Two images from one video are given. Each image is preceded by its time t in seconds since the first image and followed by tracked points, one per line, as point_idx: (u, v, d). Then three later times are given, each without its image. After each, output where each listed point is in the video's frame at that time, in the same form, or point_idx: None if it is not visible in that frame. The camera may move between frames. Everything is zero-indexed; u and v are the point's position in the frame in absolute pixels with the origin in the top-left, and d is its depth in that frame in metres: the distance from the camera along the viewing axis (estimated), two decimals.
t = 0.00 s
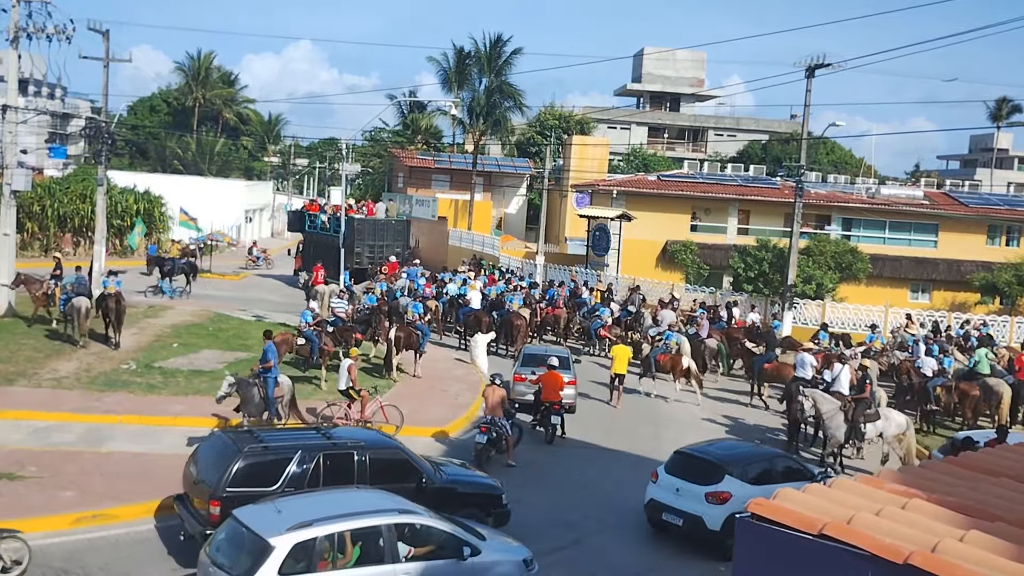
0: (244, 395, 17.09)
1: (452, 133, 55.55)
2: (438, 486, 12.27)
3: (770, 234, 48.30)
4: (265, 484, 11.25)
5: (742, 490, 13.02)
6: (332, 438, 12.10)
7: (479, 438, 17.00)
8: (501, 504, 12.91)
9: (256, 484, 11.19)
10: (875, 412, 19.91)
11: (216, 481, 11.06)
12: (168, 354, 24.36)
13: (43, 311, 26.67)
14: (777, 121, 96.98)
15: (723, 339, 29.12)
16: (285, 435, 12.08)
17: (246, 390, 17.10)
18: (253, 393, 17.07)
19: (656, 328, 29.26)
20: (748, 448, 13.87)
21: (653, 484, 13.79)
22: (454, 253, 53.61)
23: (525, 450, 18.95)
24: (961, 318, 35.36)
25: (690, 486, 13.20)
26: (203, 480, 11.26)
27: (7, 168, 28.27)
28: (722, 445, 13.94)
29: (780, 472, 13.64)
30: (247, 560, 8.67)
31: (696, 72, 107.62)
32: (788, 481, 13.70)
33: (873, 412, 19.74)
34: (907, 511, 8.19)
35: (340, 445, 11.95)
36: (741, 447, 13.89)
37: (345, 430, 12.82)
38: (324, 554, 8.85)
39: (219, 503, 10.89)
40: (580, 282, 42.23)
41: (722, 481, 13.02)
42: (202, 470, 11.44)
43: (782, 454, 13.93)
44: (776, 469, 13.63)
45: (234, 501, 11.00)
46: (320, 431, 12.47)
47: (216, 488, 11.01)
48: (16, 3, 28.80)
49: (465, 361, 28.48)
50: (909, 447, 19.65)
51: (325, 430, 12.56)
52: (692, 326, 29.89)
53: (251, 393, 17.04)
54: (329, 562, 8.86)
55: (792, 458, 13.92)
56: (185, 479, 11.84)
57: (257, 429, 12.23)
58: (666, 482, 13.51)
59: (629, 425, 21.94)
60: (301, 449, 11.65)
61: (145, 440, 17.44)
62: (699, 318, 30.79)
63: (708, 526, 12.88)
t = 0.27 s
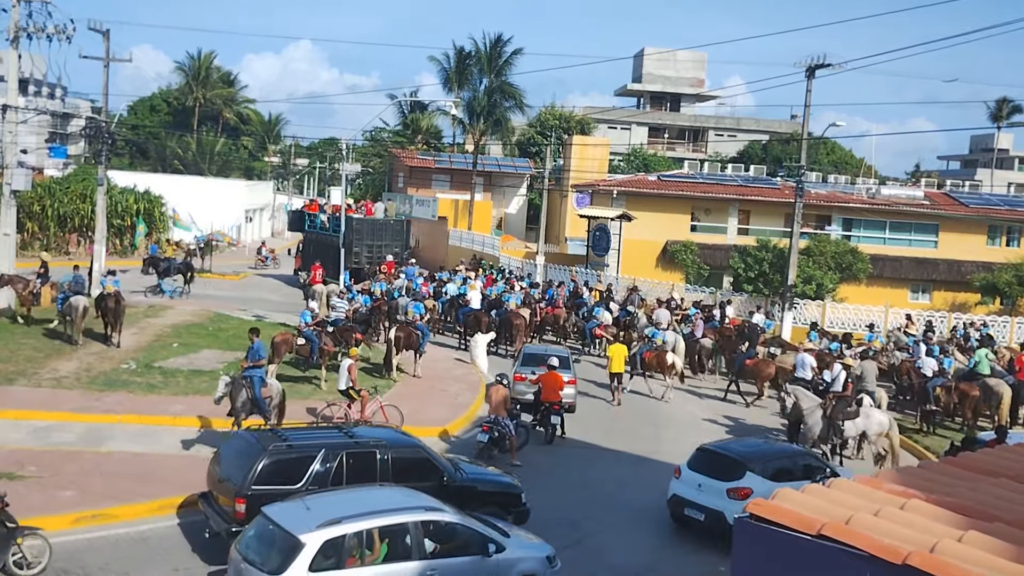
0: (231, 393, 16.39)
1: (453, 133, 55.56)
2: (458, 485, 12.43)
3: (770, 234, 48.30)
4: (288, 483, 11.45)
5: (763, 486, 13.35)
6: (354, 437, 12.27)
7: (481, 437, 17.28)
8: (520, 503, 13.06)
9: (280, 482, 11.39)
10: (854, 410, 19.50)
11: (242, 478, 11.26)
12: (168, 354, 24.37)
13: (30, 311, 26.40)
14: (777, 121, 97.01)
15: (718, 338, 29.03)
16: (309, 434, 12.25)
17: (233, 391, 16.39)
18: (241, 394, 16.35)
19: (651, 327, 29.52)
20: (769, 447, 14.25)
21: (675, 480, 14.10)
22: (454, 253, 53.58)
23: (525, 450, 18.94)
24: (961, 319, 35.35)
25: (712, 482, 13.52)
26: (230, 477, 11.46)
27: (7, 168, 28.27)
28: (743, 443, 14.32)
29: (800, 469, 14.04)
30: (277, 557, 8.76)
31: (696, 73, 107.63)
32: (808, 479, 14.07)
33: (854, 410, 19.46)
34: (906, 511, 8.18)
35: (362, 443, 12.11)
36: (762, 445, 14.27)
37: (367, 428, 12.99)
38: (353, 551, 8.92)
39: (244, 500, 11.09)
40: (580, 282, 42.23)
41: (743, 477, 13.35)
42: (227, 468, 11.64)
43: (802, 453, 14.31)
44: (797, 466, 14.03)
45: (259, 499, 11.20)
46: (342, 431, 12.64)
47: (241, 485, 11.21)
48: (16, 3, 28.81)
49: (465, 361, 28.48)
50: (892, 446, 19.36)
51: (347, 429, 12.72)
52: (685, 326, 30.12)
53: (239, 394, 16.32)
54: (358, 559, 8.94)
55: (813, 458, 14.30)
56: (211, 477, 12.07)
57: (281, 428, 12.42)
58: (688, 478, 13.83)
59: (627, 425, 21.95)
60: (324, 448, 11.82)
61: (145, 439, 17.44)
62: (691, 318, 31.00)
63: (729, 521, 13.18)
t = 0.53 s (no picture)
0: (223, 394, 16.24)
1: (452, 134, 55.62)
2: (481, 484, 12.53)
3: (770, 233, 48.34)
4: (315, 482, 11.58)
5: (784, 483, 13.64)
6: (377, 437, 12.38)
7: (485, 436, 17.44)
8: (540, 501, 13.13)
9: (307, 482, 11.53)
10: (835, 407, 19.57)
11: (269, 478, 11.39)
12: (168, 356, 24.41)
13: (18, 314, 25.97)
14: (777, 121, 97.06)
15: (711, 335, 28.91)
16: (333, 434, 12.38)
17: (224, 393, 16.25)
18: (233, 395, 16.24)
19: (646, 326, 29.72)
20: (791, 444, 14.55)
21: (698, 476, 14.44)
22: (455, 253, 53.62)
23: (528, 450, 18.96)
24: (962, 316, 35.38)
25: (734, 478, 13.85)
26: (256, 477, 11.59)
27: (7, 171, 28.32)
28: (765, 440, 14.64)
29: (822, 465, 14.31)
30: (302, 556, 8.80)
31: (695, 72, 107.69)
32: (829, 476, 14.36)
33: (835, 408, 19.56)
34: (903, 510, 8.20)
35: (385, 443, 12.23)
36: (784, 442, 14.56)
37: (389, 429, 13.10)
38: (375, 550, 8.96)
39: (272, 501, 11.23)
40: (581, 282, 42.27)
41: (764, 473, 13.65)
42: (254, 468, 11.78)
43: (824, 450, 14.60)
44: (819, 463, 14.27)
45: (286, 499, 11.33)
46: (365, 431, 12.74)
47: (268, 486, 11.33)
48: (15, 6, 28.86)
49: (465, 362, 28.52)
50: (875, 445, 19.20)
51: (370, 429, 12.83)
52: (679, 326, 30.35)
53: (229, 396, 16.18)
54: (381, 557, 8.98)
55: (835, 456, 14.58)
56: (236, 477, 12.24)
57: (305, 429, 12.54)
58: (711, 474, 14.17)
59: (626, 425, 21.95)
60: (349, 448, 11.95)
61: (146, 442, 17.47)
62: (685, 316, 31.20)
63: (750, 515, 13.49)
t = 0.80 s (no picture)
0: (215, 396, 16.08)
1: (451, 136, 55.63)
2: (503, 484, 12.71)
3: (770, 233, 48.38)
4: (343, 484, 11.61)
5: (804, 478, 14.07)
6: (402, 438, 12.43)
7: (490, 435, 17.71)
8: (563, 500, 13.38)
9: (334, 483, 11.55)
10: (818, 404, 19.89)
11: (298, 480, 11.41)
12: (170, 361, 24.42)
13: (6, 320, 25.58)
14: (775, 119, 97.14)
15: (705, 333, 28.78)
16: (358, 436, 12.42)
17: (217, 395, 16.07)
18: (227, 397, 16.09)
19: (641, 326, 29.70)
20: (809, 442, 15.05)
21: (718, 473, 14.79)
22: (455, 255, 53.59)
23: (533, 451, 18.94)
24: (962, 314, 35.35)
25: (754, 473, 14.24)
26: (285, 479, 11.61)
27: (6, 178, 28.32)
28: (785, 438, 15.11)
29: (841, 461, 14.80)
30: (316, 557, 8.78)
31: (693, 72, 107.73)
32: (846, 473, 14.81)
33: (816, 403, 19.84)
34: (904, 507, 8.21)
35: (411, 445, 12.28)
36: (802, 440, 15.05)
37: (411, 431, 13.13)
38: (389, 550, 8.97)
39: (301, 502, 11.26)
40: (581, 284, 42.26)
41: (784, 469, 14.09)
42: (283, 470, 11.80)
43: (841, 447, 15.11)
44: (838, 460, 14.76)
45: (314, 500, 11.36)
46: (390, 432, 12.78)
47: (297, 487, 11.35)
48: (13, 13, 28.88)
49: (465, 364, 28.48)
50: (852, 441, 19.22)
51: (394, 430, 12.88)
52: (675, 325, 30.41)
53: (223, 398, 16.05)
54: (394, 558, 8.99)
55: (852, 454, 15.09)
56: (264, 480, 12.25)
57: (330, 432, 12.58)
58: (731, 470, 14.53)
59: (625, 425, 21.94)
60: (376, 449, 11.99)
61: (147, 447, 17.46)
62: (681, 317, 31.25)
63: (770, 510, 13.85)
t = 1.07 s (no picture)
0: (207, 401, 16.08)
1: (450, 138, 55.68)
2: (527, 484, 12.86)
3: (770, 232, 48.44)
4: (370, 484, 11.86)
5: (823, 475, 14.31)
6: (427, 439, 12.64)
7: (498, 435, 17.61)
8: (586, 499, 13.38)
9: (362, 484, 11.81)
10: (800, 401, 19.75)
11: (326, 482, 11.68)
12: (170, 365, 24.45)
13: None
14: (774, 119, 97.25)
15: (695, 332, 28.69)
16: (385, 436, 12.65)
17: (209, 399, 16.08)
18: (218, 402, 16.09)
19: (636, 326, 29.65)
20: (829, 439, 15.27)
21: (739, 470, 15.04)
22: (455, 257, 53.63)
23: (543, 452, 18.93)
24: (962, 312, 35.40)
25: (774, 470, 14.48)
26: (313, 480, 11.85)
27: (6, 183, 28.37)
28: (806, 436, 15.36)
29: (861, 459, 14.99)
30: (319, 559, 8.78)
31: (692, 73, 107.85)
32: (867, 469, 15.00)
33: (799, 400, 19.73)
34: (904, 505, 8.24)
35: (437, 445, 12.48)
36: (823, 438, 15.29)
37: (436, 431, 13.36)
38: (391, 552, 8.99)
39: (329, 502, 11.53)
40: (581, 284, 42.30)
41: (803, 466, 14.31)
42: (310, 471, 12.02)
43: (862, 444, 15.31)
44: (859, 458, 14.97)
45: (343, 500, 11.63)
46: (416, 433, 12.99)
47: (326, 488, 11.62)
48: (11, 18, 28.93)
49: (466, 366, 28.54)
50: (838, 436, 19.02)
51: (420, 431, 13.09)
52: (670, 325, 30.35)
53: (216, 402, 16.07)
54: (396, 560, 9.01)
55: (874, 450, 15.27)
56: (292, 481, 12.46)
57: (359, 433, 12.82)
58: (751, 467, 14.77)
59: (627, 425, 21.88)
60: (403, 450, 12.19)
61: (148, 451, 17.47)
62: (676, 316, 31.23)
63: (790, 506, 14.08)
